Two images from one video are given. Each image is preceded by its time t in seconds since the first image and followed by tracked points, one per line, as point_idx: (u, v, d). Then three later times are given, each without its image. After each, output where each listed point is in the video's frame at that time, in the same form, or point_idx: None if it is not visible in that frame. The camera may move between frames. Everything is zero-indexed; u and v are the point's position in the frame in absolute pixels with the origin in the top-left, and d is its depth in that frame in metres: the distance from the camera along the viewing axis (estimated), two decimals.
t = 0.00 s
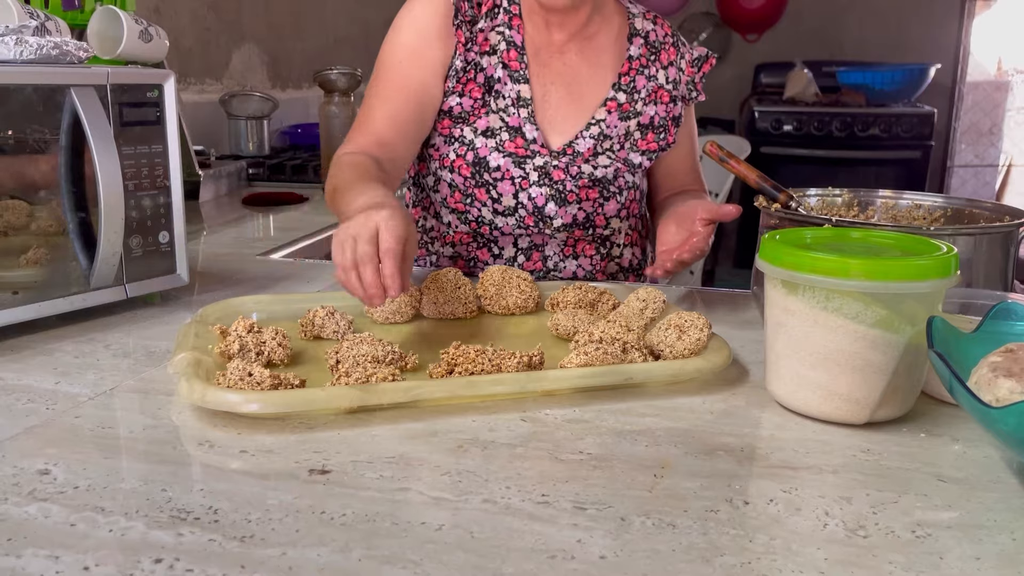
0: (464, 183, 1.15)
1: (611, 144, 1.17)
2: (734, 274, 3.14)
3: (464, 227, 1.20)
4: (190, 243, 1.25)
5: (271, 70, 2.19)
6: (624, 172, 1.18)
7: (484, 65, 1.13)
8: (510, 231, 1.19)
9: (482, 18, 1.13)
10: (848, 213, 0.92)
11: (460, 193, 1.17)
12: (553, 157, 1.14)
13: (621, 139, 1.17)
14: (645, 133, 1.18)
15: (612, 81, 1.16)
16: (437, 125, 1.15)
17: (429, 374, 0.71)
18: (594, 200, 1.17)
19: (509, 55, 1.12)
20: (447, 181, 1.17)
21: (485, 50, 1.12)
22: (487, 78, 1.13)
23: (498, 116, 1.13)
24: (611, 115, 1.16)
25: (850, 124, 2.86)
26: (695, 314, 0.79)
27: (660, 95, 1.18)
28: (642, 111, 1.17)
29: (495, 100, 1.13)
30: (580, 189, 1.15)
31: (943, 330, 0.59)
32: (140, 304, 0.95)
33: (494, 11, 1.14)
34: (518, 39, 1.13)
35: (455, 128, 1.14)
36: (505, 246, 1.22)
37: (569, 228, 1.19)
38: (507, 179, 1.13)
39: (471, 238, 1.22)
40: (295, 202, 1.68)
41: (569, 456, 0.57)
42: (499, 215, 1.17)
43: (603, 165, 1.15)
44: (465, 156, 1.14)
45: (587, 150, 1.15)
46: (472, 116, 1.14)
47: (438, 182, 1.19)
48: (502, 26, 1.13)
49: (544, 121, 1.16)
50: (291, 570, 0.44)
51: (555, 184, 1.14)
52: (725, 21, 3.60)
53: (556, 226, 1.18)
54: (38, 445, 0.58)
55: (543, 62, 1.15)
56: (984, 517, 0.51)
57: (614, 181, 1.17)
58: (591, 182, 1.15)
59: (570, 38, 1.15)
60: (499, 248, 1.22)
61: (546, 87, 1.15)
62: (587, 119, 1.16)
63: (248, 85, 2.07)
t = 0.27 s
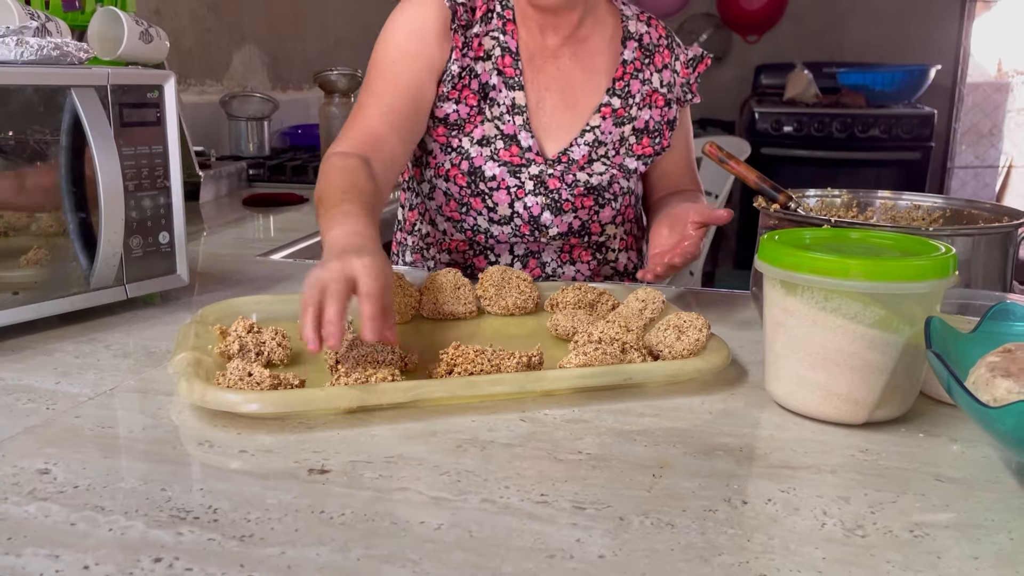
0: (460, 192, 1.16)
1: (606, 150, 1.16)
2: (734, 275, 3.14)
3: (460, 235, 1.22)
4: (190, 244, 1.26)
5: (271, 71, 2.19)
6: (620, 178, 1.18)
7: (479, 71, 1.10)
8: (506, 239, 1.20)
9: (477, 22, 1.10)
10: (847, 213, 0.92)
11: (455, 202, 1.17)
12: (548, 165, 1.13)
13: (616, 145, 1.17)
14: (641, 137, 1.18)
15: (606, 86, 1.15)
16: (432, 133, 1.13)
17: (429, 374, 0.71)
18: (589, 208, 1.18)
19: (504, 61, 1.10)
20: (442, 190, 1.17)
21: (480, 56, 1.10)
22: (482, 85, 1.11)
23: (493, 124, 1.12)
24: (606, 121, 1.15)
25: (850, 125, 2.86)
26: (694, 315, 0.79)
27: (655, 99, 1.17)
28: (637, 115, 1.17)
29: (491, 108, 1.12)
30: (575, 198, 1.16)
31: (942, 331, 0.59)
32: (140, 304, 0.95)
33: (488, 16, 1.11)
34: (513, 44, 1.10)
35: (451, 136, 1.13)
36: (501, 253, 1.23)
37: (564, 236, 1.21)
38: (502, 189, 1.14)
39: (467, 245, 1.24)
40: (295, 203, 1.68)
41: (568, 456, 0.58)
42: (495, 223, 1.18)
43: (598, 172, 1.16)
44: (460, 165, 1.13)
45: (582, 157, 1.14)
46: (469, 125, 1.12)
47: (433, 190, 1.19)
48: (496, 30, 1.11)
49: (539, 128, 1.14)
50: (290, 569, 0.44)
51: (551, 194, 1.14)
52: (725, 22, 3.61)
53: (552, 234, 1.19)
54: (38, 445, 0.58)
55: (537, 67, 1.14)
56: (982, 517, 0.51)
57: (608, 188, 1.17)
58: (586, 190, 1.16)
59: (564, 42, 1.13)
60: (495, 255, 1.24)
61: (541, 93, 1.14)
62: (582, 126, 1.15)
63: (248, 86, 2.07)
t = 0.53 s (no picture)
0: (459, 200, 1.16)
1: (604, 152, 1.16)
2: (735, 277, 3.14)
3: (460, 242, 1.23)
4: (191, 245, 1.26)
5: (273, 72, 2.20)
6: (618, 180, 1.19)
7: (477, 77, 1.09)
8: (506, 244, 1.21)
9: (474, 27, 1.08)
10: (849, 214, 0.92)
11: (454, 209, 1.18)
12: (547, 170, 1.13)
13: (614, 146, 1.17)
14: (638, 137, 1.18)
15: (602, 86, 1.15)
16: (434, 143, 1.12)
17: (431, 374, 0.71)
18: (589, 212, 1.19)
19: (500, 65, 1.10)
20: (441, 198, 1.18)
21: (478, 61, 1.09)
22: (481, 91, 1.10)
23: (491, 129, 1.11)
24: (603, 122, 1.15)
25: (851, 126, 2.87)
26: (696, 315, 0.79)
27: (651, 97, 1.18)
28: (634, 115, 1.17)
29: (488, 113, 1.11)
30: (575, 202, 1.16)
31: (944, 331, 0.59)
32: (141, 305, 0.95)
33: (483, 21, 1.09)
34: (508, 48, 1.10)
35: (452, 144, 1.12)
36: (501, 258, 1.24)
37: (565, 240, 1.21)
38: (502, 196, 1.14)
39: (467, 251, 1.24)
40: (296, 204, 1.68)
41: (570, 457, 0.58)
42: (496, 229, 1.18)
43: (596, 175, 1.16)
44: (459, 173, 1.14)
45: (581, 160, 1.14)
46: (469, 132, 1.11)
47: (432, 198, 1.19)
48: (491, 35, 1.10)
49: (537, 133, 1.14)
50: (291, 569, 0.44)
51: (551, 199, 1.15)
52: (725, 24, 3.62)
53: (553, 239, 1.20)
54: (39, 445, 0.58)
55: (533, 70, 1.13)
56: (985, 517, 0.51)
57: (608, 191, 1.18)
58: (586, 194, 1.16)
59: (558, 44, 1.13)
60: (496, 260, 1.25)
61: (537, 96, 1.13)
62: (580, 128, 1.15)
63: (249, 87, 2.07)
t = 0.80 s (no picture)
0: (457, 201, 1.16)
1: (601, 153, 1.17)
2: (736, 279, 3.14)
3: (459, 243, 1.23)
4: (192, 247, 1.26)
5: (274, 74, 2.20)
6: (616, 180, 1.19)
7: (475, 78, 1.09)
8: (505, 245, 1.21)
9: (470, 29, 1.09)
10: (849, 217, 0.92)
11: (452, 210, 1.18)
12: (545, 170, 1.13)
13: (611, 146, 1.18)
14: (635, 137, 1.19)
15: (598, 88, 1.16)
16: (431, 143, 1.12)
17: (432, 376, 0.71)
18: (588, 212, 1.18)
19: (496, 67, 1.10)
20: (439, 200, 1.18)
21: (475, 63, 1.09)
22: (479, 92, 1.10)
23: (488, 131, 1.12)
24: (599, 123, 1.16)
25: (851, 129, 2.88)
26: (696, 318, 0.79)
27: (646, 98, 1.18)
28: (630, 116, 1.17)
29: (486, 115, 1.11)
30: (574, 203, 1.15)
31: (943, 334, 0.59)
32: (143, 307, 0.96)
33: (479, 22, 1.10)
34: (505, 49, 1.10)
35: (451, 145, 1.12)
36: (501, 260, 1.24)
37: (563, 241, 1.20)
38: (500, 196, 1.14)
39: (466, 253, 1.24)
40: (297, 206, 1.69)
41: (570, 459, 0.58)
42: (494, 230, 1.18)
43: (594, 175, 1.16)
44: (458, 174, 1.14)
45: (577, 161, 1.15)
46: (467, 134, 1.11)
47: (430, 201, 1.20)
48: (488, 36, 1.10)
49: (535, 134, 1.15)
50: (292, 571, 0.45)
51: (549, 199, 1.14)
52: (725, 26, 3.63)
53: (551, 240, 1.19)
54: (41, 447, 0.58)
55: (530, 71, 1.13)
56: (984, 520, 0.51)
57: (605, 192, 1.17)
58: (585, 195, 1.15)
59: (554, 45, 1.14)
60: (495, 262, 1.24)
61: (534, 98, 1.14)
62: (576, 130, 1.16)
63: (250, 89, 2.08)
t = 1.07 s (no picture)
0: (456, 199, 1.16)
1: (601, 150, 1.17)
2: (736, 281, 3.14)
3: (460, 241, 1.22)
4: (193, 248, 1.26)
5: (275, 75, 2.20)
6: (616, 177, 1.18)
7: (469, 78, 1.11)
8: (506, 243, 1.20)
9: (464, 30, 1.10)
10: (851, 218, 0.92)
11: (452, 208, 1.18)
12: (545, 167, 1.14)
13: (611, 144, 1.18)
14: (635, 134, 1.19)
15: (597, 85, 1.17)
16: (428, 142, 1.13)
17: (431, 377, 0.70)
18: (588, 208, 1.17)
19: (493, 65, 1.11)
20: (439, 198, 1.18)
21: (469, 62, 1.10)
22: (474, 91, 1.11)
23: (487, 129, 1.13)
24: (599, 120, 1.16)
25: (853, 131, 2.87)
26: (698, 319, 0.79)
27: (646, 95, 1.18)
28: (630, 113, 1.18)
29: (483, 113, 1.12)
30: (574, 199, 1.15)
31: (946, 334, 0.59)
32: (143, 308, 0.95)
33: (475, 22, 1.12)
34: (502, 48, 1.11)
35: (446, 144, 1.13)
36: (502, 259, 1.22)
37: (564, 237, 1.19)
38: (500, 193, 1.14)
39: (467, 252, 1.23)
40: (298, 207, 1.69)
41: (571, 460, 0.57)
42: (495, 227, 1.17)
43: (593, 172, 1.16)
44: (456, 171, 1.14)
45: (577, 157, 1.15)
46: (463, 132, 1.12)
47: (430, 199, 1.19)
48: (485, 35, 1.11)
49: (534, 132, 1.15)
50: (292, 572, 0.44)
51: (549, 196, 1.14)
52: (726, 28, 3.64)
53: (551, 236, 1.18)
54: (42, 447, 0.58)
55: (528, 70, 1.14)
56: (987, 521, 0.51)
57: (605, 188, 1.17)
58: (585, 190, 1.15)
59: (553, 44, 1.14)
60: (497, 261, 1.23)
61: (533, 96, 1.14)
62: (576, 126, 1.16)
63: (252, 91, 2.08)
